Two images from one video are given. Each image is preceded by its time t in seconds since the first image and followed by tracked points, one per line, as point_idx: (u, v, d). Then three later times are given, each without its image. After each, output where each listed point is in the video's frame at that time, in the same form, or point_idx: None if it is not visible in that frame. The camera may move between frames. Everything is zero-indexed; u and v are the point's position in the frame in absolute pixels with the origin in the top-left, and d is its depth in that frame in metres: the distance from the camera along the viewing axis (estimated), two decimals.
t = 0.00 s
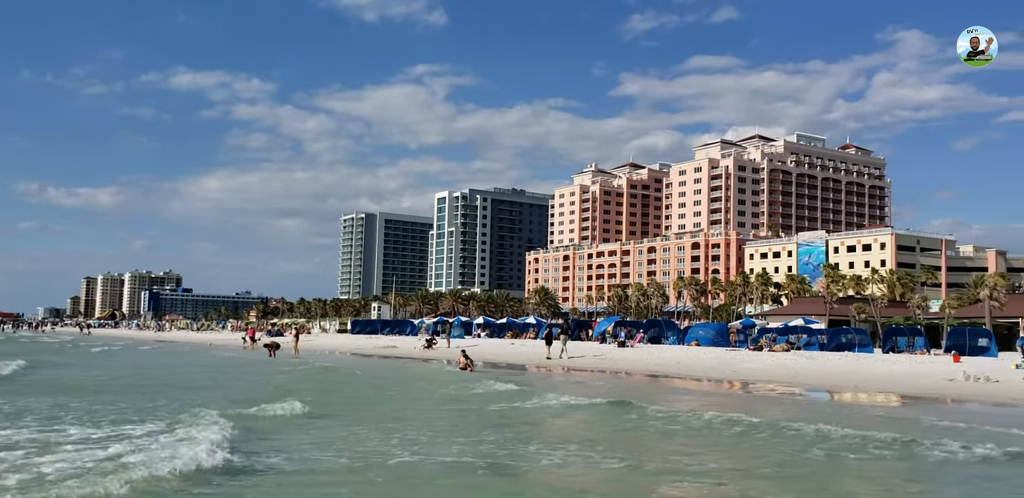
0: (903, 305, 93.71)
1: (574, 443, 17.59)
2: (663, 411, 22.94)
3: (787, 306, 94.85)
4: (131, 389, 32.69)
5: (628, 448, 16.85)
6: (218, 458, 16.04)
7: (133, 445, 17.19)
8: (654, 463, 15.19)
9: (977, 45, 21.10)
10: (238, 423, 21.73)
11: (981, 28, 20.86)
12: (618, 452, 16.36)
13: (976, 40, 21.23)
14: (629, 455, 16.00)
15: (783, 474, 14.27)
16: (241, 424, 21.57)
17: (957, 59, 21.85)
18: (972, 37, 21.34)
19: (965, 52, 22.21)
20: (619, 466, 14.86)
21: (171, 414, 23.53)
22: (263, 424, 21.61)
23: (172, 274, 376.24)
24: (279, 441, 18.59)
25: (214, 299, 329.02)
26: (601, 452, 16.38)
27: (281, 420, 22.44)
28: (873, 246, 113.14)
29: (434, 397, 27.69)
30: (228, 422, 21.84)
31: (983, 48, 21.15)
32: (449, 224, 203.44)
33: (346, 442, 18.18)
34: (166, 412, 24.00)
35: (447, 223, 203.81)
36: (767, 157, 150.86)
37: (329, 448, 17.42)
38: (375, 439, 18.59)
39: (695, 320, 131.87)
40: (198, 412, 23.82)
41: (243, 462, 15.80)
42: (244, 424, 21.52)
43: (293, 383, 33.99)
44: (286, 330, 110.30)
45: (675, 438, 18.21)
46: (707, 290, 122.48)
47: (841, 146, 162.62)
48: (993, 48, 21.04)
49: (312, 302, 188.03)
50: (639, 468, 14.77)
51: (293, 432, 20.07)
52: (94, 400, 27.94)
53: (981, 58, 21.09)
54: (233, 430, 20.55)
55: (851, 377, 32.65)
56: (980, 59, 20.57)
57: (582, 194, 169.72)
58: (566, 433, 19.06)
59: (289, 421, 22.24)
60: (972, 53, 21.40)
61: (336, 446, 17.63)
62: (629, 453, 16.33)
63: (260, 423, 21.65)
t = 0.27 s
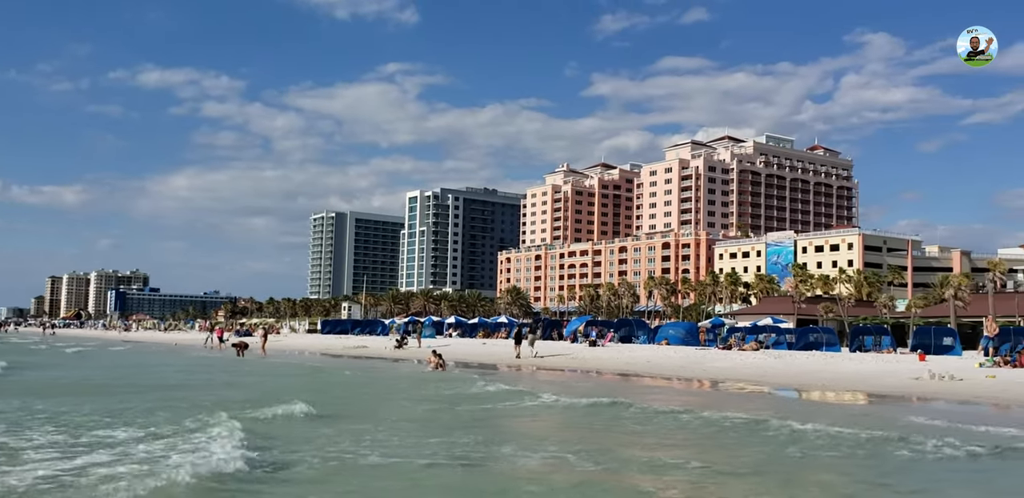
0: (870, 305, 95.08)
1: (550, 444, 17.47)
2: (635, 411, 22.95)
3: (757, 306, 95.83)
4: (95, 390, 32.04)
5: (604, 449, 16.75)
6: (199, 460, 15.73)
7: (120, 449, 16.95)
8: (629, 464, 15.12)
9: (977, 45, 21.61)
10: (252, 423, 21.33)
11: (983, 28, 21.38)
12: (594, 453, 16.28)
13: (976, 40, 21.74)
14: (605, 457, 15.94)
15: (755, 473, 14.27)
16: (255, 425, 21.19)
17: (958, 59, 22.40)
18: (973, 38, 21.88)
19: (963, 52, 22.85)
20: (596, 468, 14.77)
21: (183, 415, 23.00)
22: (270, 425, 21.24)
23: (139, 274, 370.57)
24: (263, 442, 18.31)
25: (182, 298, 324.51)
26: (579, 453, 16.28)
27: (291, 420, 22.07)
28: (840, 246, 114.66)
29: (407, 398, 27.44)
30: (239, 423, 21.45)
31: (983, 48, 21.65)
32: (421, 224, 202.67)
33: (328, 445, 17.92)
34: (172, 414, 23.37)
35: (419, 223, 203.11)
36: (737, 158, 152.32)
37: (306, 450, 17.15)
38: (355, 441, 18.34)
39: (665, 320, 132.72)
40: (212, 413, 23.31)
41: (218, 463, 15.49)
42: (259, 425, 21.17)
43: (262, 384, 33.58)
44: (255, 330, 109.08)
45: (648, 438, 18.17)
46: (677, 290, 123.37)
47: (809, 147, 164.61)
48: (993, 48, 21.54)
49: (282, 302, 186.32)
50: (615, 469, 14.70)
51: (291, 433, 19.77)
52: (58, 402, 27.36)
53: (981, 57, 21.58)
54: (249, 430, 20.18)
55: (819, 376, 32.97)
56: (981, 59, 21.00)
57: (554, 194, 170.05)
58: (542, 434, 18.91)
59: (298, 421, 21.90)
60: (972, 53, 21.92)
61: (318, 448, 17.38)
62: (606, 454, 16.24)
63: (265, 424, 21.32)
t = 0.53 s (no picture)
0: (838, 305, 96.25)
1: (528, 446, 17.28)
2: (610, 411, 22.93)
3: (727, 306, 96.61)
4: (61, 391, 31.41)
5: (583, 450, 16.66)
6: (188, 460, 15.54)
7: (117, 450, 16.78)
8: (609, 466, 15.01)
9: (977, 45, 21.69)
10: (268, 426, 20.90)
11: (983, 27, 21.47)
12: (574, 455, 16.14)
13: (977, 39, 21.75)
14: (584, 458, 15.83)
15: (727, 473, 14.23)
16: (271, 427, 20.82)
17: (957, 59, 22.48)
18: (972, 38, 21.96)
19: (963, 52, 22.89)
20: (573, 470, 14.66)
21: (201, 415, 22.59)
22: (282, 426, 20.95)
23: (106, 273, 364.83)
24: (255, 440, 18.11)
25: (150, 298, 319.97)
26: (559, 455, 16.13)
27: (303, 421, 21.75)
28: (810, 247, 116.03)
29: (381, 399, 27.16)
30: (258, 425, 21.20)
31: (983, 48, 21.72)
32: (393, 223, 201.74)
33: (317, 444, 17.74)
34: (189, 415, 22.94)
35: (391, 222, 202.25)
36: (708, 159, 153.55)
37: (290, 450, 16.90)
38: (338, 442, 18.09)
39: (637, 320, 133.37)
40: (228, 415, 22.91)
41: (199, 465, 15.25)
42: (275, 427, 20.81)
43: (232, 386, 33.14)
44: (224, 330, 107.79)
45: (623, 439, 18.08)
46: (649, 290, 124.07)
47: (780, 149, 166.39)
48: (993, 48, 21.60)
49: (252, 302, 184.44)
50: (595, 470, 14.59)
51: (293, 433, 19.55)
52: (22, 404, 26.77)
53: (981, 57, 21.59)
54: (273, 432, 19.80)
55: (788, 375, 33.22)
56: (981, 58, 21.09)
57: (527, 194, 170.22)
58: (518, 436, 18.75)
59: (308, 422, 21.59)
60: (972, 52, 21.90)
61: (308, 448, 17.20)
62: (588, 455, 16.13)
63: (278, 424, 21.08)
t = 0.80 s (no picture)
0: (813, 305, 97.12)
1: (513, 446, 17.14)
2: (588, 410, 22.87)
3: (703, 305, 97.18)
4: (30, 392, 30.85)
5: (572, 449, 16.55)
6: (186, 465, 15.16)
7: (122, 454, 16.48)
8: (598, 466, 14.91)
9: (978, 45, 21.49)
10: (290, 424, 20.80)
11: (983, 27, 21.27)
12: (561, 454, 16.02)
13: (977, 40, 21.59)
14: (572, 458, 15.73)
15: (714, 472, 14.18)
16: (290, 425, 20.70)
17: (957, 59, 22.27)
18: (972, 37, 21.76)
19: (962, 53, 22.70)
20: (562, 470, 14.53)
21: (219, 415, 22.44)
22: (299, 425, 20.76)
23: (80, 271, 360.21)
24: (260, 443, 17.79)
25: (124, 296, 316.33)
26: (549, 455, 15.97)
27: (316, 420, 21.53)
28: (785, 247, 117.07)
29: (360, 399, 26.93)
30: (248, 424, 20.91)
31: (983, 48, 21.51)
32: (370, 221, 200.73)
33: (317, 446, 17.39)
34: (204, 415, 22.72)
35: (368, 221, 201.39)
36: (685, 160, 154.34)
37: (289, 452, 16.57)
38: (336, 443, 17.80)
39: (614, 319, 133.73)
40: (239, 415, 22.71)
41: (194, 469, 14.90)
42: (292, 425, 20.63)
43: (206, 385, 32.75)
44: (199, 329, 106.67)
45: (606, 437, 18.01)
46: (626, 290, 124.49)
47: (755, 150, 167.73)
48: (993, 48, 21.42)
49: (227, 300, 182.82)
50: (586, 470, 14.47)
51: (304, 434, 19.26)
52: None
53: (981, 57, 21.43)
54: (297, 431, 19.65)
55: (762, 375, 33.42)
56: (981, 58, 20.89)
57: (504, 193, 170.08)
58: (501, 436, 18.59)
59: (322, 421, 21.37)
60: (972, 52, 21.76)
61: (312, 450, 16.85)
62: (577, 455, 15.99)
63: (293, 424, 20.87)
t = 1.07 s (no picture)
0: (780, 306, 98.26)
1: (491, 447, 17.02)
2: (560, 411, 22.84)
3: (672, 306, 97.87)
4: None
5: (555, 451, 16.48)
6: (179, 468, 14.93)
7: (119, 457, 16.31)
8: (580, 467, 14.85)
9: (978, 45, 20.16)
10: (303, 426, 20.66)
11: (984, 27, 19.98)
12: (542, 456, 15.98)
13: (976, 40, 20.33)
14: (552, 459, 15.64)
15: (692, 473, 14.19)
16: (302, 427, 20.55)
17: (956, 59, 20.94)
18: (972, 37, 20.46)
19: (960, 53, 21.43)
20: (541, 471, 14.46)
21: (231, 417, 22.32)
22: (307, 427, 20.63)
23: (42, 270, 353.49)
24: (259, 446, 17.61)
25: (88, 296, 311.15)
26: (534, 457, 15.89)
27: (316, 422, 21.36)
28: (753, 249, 118.33)
29: (332, 399, 26.73)
30: (232, 427, 20.66)
31: (983, 48, 20.25)
32: (339, 221, 199.43)
33: (314, 448, 17.21)
34: (217, 417, 22.59)
35: (338, 221, 200.06)
36: (655, 161, 155.33)
37: (281, 455, 16.37)
38: (329, 444, 17.61)
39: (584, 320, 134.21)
40: (245, 417, 22.53)
41: (184, 472, 14.65)
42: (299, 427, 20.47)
43: (171, 387, 32.26)
44: (164, 329, 105.15)
45: (580, 439, 17.96)
46: (596, 290, 125.02)
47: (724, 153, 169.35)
48: (994, 48, 20.17)
49: (194, 300, 180.52)
50: (569, 471, 14.42)
51: (306, 435, 19.11)
52: None
53: (981, 57, 20.16)
54: (316, 433, 19.53)
55: (729, 375, 33.76)
56: (984, 59, 19.61)
57: (475, 194, 170.02)
58: (478, 437, 18.46)
59: (329, 423, 21.21)
60: (971, 53, 20.51)
61: (312, 452, 16.69)
62: (559, 456, 15.93)
63: (291, 426, 20.69)
